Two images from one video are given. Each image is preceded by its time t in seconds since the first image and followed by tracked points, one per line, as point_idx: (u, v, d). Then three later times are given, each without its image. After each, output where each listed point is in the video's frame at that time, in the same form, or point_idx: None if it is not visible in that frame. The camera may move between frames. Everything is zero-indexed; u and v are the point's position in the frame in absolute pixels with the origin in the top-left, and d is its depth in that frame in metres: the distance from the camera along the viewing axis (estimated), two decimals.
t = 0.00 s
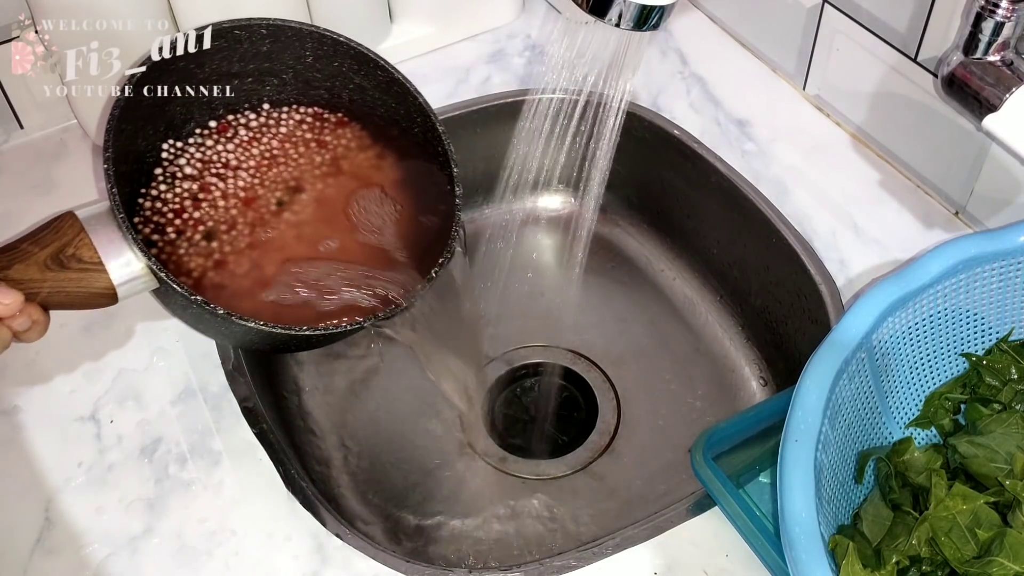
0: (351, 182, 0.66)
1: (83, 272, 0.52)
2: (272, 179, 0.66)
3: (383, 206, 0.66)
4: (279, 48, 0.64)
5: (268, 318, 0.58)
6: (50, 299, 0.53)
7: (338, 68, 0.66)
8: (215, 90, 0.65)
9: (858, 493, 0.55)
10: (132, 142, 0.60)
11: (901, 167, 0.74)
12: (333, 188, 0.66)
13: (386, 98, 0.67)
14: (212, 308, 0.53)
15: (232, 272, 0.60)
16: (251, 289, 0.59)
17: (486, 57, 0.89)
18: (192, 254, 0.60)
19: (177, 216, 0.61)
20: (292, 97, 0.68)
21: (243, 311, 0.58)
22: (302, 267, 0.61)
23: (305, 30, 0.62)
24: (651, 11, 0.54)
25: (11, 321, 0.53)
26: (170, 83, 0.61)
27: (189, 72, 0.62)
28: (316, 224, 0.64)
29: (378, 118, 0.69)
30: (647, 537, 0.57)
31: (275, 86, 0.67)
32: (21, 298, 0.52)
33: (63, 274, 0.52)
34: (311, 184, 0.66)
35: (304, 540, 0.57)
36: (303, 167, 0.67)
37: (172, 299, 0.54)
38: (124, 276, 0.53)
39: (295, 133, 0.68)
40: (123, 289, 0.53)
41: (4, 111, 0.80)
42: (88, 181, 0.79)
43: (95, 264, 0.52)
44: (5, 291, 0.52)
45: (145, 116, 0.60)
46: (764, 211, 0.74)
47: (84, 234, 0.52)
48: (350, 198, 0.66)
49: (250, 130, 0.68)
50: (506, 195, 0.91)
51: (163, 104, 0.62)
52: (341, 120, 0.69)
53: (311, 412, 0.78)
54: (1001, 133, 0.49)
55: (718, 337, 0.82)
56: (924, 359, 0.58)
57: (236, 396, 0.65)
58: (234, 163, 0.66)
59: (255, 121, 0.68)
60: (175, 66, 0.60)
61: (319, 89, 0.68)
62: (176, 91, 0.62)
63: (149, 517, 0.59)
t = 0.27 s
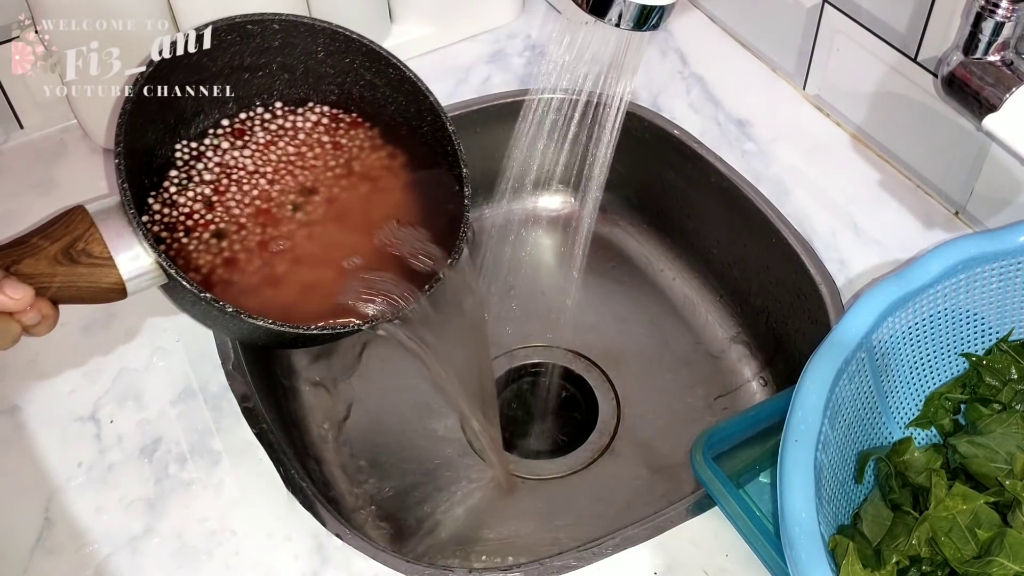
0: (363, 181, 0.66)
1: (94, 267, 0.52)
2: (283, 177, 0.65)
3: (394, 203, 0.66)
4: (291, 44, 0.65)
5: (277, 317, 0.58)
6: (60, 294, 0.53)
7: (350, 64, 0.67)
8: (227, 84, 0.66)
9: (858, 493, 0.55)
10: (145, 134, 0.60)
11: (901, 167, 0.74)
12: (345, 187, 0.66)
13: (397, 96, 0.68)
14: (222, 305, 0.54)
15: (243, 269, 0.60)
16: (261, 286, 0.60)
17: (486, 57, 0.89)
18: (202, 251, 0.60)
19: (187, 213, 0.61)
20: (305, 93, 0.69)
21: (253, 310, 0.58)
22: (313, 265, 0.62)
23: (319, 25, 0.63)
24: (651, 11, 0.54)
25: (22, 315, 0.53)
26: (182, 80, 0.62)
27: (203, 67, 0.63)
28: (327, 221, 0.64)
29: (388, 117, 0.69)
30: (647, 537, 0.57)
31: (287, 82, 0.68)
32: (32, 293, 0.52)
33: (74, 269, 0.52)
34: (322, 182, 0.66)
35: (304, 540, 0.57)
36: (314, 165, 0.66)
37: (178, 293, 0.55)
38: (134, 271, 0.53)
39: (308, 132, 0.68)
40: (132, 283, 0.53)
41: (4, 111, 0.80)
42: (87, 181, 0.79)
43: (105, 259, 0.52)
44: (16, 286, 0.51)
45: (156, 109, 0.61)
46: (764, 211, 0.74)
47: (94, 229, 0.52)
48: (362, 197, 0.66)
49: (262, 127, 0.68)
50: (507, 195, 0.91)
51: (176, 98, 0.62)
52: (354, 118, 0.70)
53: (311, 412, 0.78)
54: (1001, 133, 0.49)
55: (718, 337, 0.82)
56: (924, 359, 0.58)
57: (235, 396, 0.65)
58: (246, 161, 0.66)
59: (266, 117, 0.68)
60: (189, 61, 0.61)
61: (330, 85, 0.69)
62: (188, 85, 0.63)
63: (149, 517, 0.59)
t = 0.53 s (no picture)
0: (363, 178, 0.67)
1: (98, 258, 0.52)
2: (285, 174, 0.66)
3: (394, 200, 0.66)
4: (291, 36, 0.64)
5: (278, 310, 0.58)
6: (65, 285, 0.53)
7: (349, 57, 0.66)
8: (227, 76, 0.65)
9: (858, 493, 0.55)
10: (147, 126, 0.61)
11: (901, 167, 0.74)
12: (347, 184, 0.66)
13: (397, 91, 0.67)
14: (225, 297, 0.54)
15: (244, 264, 0.60)
16: (263, 281, 0.60)
17: (486, 57, 0.89)
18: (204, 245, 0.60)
19: (189, 210, 0.62)
20: (305, 86, 0.69)
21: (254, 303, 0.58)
22: (313, 261, 0.62)
23: (319, 18, 0.62)
24: (651, 11, 0.54)
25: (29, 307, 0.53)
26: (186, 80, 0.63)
27: (205, 58, 0.62)
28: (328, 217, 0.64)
29: (388, 111, 0.69)
30: (646, 537, 0.57)
31: (286, 74, 0.67)
32: (38, 285, 0.52)
33: (78, 261, 0.52)
34: (324, 180, 0.66)
35: (304, 540, 0.57)
36: (317, 163, 0.67)
37: (180, 284, 0.54)
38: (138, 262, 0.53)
39: (308, 127, 0.69)
40: (135, 274, 0.53)
41: (4, 111, 0.80)
42: (87, 181, 0.79)
43: (108, 251, 0.52)
44: (21, 278, 0.51)
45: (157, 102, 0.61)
46: (764, 211, 0.74)
47: (98, 220, 0.53)
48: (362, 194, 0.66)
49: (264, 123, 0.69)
50: (506, 195, 0.91)
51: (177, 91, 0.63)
52: (355, 115, 0.70)
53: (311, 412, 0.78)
54: (1001, 132, 0.49)
55: (718, 337, 0.82)
56: (924, 359, 0.58)
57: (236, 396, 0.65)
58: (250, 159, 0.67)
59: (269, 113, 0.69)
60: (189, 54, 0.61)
61: (330, 77, 0.68)
62: (190, 78, 0.63)
63: (149, 517, 0.59)
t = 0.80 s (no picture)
0: (361, 177, 0.67)
1: (98, 251, 0.52)
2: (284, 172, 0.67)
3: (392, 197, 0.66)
4: (291, 32, 0.64)
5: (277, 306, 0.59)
6: (66, 277, 0.53)
7: (349, 55, 0.66)
8: (226, 71, 0.65)
9: (858, 493, 0.55)
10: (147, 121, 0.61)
11: (901, 167, 0.74)
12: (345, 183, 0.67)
13: (395, 88, 0.67)
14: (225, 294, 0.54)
15: (244, 262, 0.61)
16: (263, 278, 0.60)
17: (486, 57, 0.89)
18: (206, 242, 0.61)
19: (190, 207, 0.63)
20: (302, 81, 0.69)
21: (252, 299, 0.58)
22: (311, 258, 0.62)
23: (320, 15, 0.63)
24: (651, 11, 0.54)
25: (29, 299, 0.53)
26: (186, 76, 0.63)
27: (205, 53, 0.62)
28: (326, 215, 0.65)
29: (386, 108, 0.69)
30: (647, 537, 0.57)
31: (285, 69, 0.68)
32: (40, 277, 0.51)
33: (79, 253, 0.52)
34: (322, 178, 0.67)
35: (304, 540, 0.57)
36: (315, 162, 0.68)
37: (178, 279, 0.55)
38: (138, 255, 0.53)
39: (306, 125, 0.69)
40: (135, 268, 0.54)
41: (4, 111, 0.80)
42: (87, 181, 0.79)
43: (108, 243, 0.52)
44: (23, 269, 0.50)
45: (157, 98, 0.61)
46: (764, 211, 0.74)
47: (99, 213, 0.53)
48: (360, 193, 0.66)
49: (262, 119, 0.69)
50: (506, 195, 0.91)
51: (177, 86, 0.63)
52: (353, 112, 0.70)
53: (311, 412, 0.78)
54: (1001, 132, 0.49)
55: (718, 338, 0.82)
56: (924, 359, 0.58)
57: (236, 396, 0.65)
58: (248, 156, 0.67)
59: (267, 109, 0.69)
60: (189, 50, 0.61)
61: (329, 73, 0.68)
62: (190, 74, 0.63)
63: (149, 517, 0.59)
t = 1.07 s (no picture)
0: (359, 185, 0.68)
1: (98, 247, 0.52)
2: (285, 179, 0.67)
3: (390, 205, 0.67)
4: (294, 37, 0.64)
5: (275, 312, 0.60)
6: (64, 273, 0.52)
7: (350, 61, 0.66)
8: (226, 73, 0.65)
9: (858, 493, 0.55)
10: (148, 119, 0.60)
11: (901, 167, 0.74)
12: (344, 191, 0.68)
13: (396, 96, 0.67)
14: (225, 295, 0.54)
15: (245, 269, 0.63)
16: (262, 284, 0.62)
17: (486, 57, 0.89)
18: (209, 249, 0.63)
19: (190, 211, 0.64)
20: (302, 86, 0.68)
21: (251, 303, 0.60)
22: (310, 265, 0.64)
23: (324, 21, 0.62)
24: (651, 11, 0.54)
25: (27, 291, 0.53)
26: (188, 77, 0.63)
27: (207, 53, 0.62)
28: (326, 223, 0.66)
29: (386, 117, 0.69)
30: (647, 537, 0.57)
31: (286, 73, 0.67)
32: (40, 270, 0.51)
33: (78, 248, 0.52)
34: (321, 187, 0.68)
35: (304, 540, 0.57)
36: (314, 168, 0.68)
37: (176, 278, 0.54)
38: (138, 252, 0.53)
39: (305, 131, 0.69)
40: (134, 265, 0.53)
41: (4, 111, 0.80)
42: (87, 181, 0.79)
43: (108, 239, 0.52)
44: (24, 261, 0.51)
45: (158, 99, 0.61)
46: (764, 211, 0.74)
47: (99, 209, 0.52)
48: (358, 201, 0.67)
49: (262, 123, 0.69)
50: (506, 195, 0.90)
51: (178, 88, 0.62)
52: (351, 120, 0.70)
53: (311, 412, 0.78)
54: (1001, 133, 0.49)
55: (718, 337, 0.82)
56: (924, 359, 0.58)
57: (235, 396, 0.65)
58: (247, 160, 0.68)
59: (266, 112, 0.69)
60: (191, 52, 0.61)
61: (329, 79, 0.68)
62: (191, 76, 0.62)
63: (149, 517, 0.59)
